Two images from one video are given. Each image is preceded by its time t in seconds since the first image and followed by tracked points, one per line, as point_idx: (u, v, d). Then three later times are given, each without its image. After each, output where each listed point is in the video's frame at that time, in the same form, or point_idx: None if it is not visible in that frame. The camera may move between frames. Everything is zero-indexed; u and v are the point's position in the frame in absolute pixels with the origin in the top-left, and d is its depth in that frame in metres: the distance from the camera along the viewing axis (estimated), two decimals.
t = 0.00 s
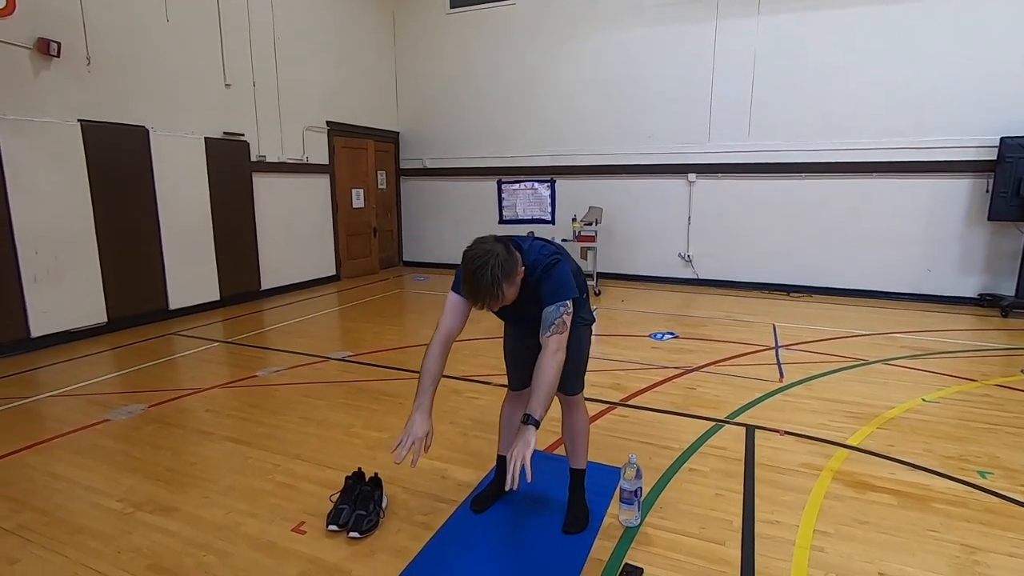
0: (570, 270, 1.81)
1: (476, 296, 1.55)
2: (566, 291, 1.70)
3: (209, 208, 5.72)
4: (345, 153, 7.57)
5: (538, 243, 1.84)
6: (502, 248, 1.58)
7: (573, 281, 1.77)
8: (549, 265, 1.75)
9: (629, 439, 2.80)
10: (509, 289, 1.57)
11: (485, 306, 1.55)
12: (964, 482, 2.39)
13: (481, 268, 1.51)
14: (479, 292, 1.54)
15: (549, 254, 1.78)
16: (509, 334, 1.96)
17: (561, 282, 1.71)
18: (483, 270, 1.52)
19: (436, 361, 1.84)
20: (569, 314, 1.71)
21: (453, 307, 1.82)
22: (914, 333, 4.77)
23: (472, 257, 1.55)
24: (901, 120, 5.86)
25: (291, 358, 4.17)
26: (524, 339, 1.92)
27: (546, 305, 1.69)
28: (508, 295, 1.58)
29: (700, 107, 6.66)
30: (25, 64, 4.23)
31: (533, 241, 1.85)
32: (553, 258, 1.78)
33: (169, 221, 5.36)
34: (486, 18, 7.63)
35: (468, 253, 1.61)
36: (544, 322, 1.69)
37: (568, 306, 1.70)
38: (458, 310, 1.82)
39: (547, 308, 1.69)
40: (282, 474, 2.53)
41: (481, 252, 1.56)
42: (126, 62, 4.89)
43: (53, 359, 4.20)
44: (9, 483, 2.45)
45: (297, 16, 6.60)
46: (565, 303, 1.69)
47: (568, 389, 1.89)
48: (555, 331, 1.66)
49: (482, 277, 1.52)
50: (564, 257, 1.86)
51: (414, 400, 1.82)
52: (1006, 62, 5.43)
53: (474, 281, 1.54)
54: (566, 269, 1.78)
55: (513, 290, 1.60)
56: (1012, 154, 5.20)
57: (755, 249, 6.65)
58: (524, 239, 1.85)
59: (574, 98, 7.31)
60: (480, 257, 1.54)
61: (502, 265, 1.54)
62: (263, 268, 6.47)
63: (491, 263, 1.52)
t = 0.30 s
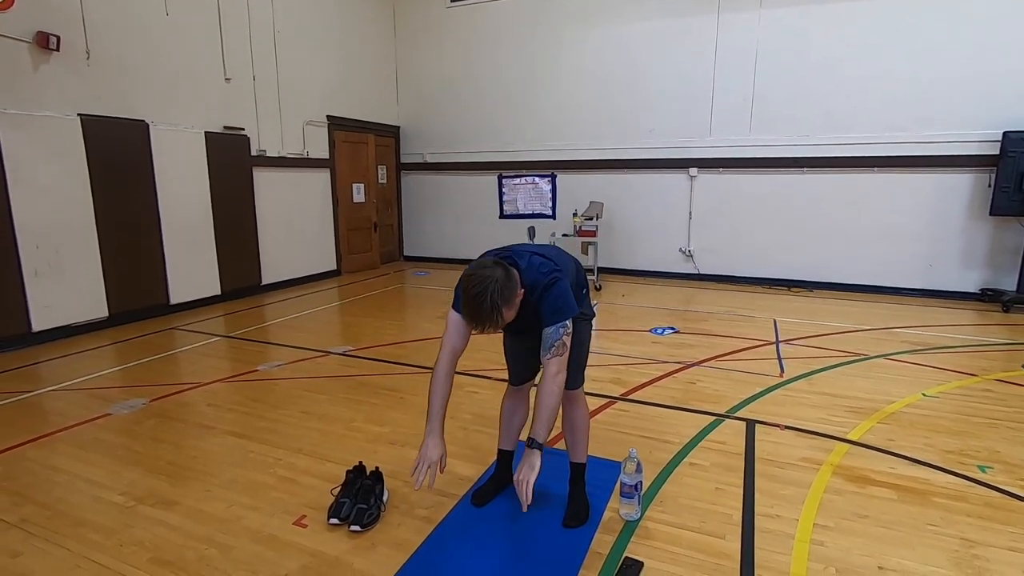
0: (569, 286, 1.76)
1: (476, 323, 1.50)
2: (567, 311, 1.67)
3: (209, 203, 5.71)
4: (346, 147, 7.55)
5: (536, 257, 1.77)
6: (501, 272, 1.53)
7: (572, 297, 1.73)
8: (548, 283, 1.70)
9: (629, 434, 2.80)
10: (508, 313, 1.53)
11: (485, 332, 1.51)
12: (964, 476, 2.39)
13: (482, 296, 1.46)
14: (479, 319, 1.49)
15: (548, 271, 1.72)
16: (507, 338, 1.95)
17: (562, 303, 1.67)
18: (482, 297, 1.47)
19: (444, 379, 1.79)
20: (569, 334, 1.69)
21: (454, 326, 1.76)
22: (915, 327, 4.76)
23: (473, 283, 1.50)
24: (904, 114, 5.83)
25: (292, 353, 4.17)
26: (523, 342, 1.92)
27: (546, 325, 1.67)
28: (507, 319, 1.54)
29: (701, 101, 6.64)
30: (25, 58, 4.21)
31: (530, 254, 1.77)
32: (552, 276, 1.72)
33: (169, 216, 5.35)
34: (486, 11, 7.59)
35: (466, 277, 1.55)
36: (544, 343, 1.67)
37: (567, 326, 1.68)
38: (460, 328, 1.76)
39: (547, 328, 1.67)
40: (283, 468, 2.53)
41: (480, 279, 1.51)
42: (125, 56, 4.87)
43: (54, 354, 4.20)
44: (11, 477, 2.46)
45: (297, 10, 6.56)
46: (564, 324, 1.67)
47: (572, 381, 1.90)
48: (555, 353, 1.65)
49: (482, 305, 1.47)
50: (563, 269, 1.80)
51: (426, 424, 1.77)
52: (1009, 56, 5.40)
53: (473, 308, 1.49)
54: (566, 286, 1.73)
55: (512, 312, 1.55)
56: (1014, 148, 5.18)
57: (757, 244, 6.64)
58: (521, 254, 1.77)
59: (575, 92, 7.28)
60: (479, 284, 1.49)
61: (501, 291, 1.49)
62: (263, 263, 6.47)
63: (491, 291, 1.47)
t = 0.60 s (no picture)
0: (570, 303, 1.70)
1: (478, 346, 1.48)
2: (569, 330, 1.64)
3: (210, 198, 5.71)
4: (346, 143, 7.53)
5: (535, 274, 1.69)
6: (503, 295, 1.49)
7: (574, 315, 1.68)
8: (549, 302, 1.64)
9: (629, 430, 2.80)
10: (511, 334, 1.51)
11: (488, 354, 1.49)
12: (964, 473, 2.40)
13: (483, 321, 1.43)
14: (481, 342, 1.47)
15: (548, 290, 1.65)
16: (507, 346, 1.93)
17: (564, 323, 1.63)
18: (484, 321, 1.44)
19: (452, 395, 1.76)
20: (570, 351, 1.68)
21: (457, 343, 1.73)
22: (917, 324, 4.76)
23: (473, 308, 1.46)
24: (906, 110, 5.81)
25: (293, 349, 4.18)
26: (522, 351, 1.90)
27: (548, 344, 1.65)
28: (510, 341, 1.51)
29: (703, 97, 6.62)
30: (25, 53, 4.21)
31: (529, 271, 1.69)
32: (553, 294, 1.65)
33: (169, 212, 5.35)
34: (487, 6, 7.57)
35: (467, 300, 1.51)
36: (545, 361, 1.66)
37: (569, 344, 1.66)
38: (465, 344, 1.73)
39: (549, 347, 1.64)
40: (285, 463, 2.54)
41: (481, 302, 1.47)
42: (126, 52, 4.86)
43: (56, 349, 4.22)
44: (14, 471, 2.47)
45: (297, 5, 6.54)
46: (566, 343, 1.64)
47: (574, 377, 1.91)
48: (558, 372, 1.65)
49: (484, 329, 1.45)
50: (562, 283, 1.74)
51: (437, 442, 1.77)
52: (1013, 52, 5.37)
53: (475, 331, 1.46)
54: (567, 304, 1.67)
55: (515, 333, 1.53)
56: (1017, 144, 5.16)
57: (758, 240, 6.63)
58: (522, 270, 1.70)
59: (576, 88, 7.26)
60: (481, 308, 1.45)
61: (503, 317, 1.45)
62: (265, 259, 6.47)
63: (493, 315, 1.44)
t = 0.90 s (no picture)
0: (569, 316, 1.66)
1: (479, 366, 1.47)
2: (569, 344, 1.62)
3: (210, 196, 5.70)
4: (346, 139, 7.52)
5: (533, 288, 1.64)
6: (502, 316, 1.46)
7: (574, 328, 1.65)
8: (549, 318, 1.60)
9: (629, 426, 2.80)
10: (511, 351, 1.49)
11: (489, 374, 1.48)
12: (964, 469, 2.40)
13: (483, 342, 1.42)
14: (482, 362, 1.46)
15: (548, 306, 1.61)
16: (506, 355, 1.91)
17: (564, 339, 1.61)
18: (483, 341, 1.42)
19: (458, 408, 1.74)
20: (570, 364, 1.67)
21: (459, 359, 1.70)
22: (917, 320, 4.76)
23: (473, 329, 1.44)
24: (907, 106, 5.79)
25: (293, 346, 4.18)
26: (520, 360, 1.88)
27: (549, 359, 1.64)
28: (510, 360, 1.50)
29: (703, 92, 6.59)
30: (24, 50, 4.19)
31: (526, 286, 1.64)
32: (552, 310, 1.61)
33: (169, 209, 5.35)
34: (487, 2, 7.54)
35: (467, 321, 1.49)
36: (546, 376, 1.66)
37: (569, 358, 1.66)
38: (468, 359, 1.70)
39: (549, 362, 1.64)
40: (285, 460, 2.54)
41: (481, 323, 1.45)
42: (126, 48, 4.85)
43: (56, 347, 4.22)
44: (14, 468, 2.48)
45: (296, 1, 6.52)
46: (566, 358, 1.63)
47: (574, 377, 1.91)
48: (560, 388, 1.67)
49: (484, 350, 1.43)
50: (560, 295, 1.69)
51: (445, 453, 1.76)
52: (1015, 47, 5.35)
53: (475, 352, 1.45)
54: (566, 318, 1.63)
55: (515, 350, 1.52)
56: (1019, 140, 5.14)
57: (758, 236, 6.62)
58: (519, 285, 1.65)
59: (576, 83, 7.24)
60: (479, 329, 1.43)
61: (503, 339, 1.44)
62: (265, 256, 6.47)
63: (493, 337, 1.42)
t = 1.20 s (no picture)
0: (569, 325, 1.66)
1: (480, 378, 1.47)
2: (570, 353, 1.63)
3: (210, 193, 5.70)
4: (346, 137, 7.51)
5: (532, 298, 1.63)
6: (502, 329, 1.46)
7: (574, 336, 1.66)
8: (549, 329, 1.60)
9: (630, 424, 2.80)
10: (511, 363, 1.50)
11: (488, 386, 1.49)
12: (965, 466, 2.40)
13: (483, 356, 1.42)
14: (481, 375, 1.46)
15: (547, 317, 1.60)
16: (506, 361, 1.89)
17: (564, 349, 1.61)
18: (484, 354, 1.43)
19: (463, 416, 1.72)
20: (571, 372, 1.68)
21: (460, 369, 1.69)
22: (917, 318, 4.75)
23: (473, 342, 1.44)
24: (909, 103, 5.78)
25: (293, 343, 4.18)
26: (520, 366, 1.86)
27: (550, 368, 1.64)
28: (511, 372, 1.51)
29: (704, 89, 6.58)
30: (24, 47, 4.19)
31: (525, 296, 1.63)
32: (552, 320, 1.61)
33: (169, 206, 5.34)
34: None
35: (467, 334, 1.49)
36: (548, 385, 1.67)
37: (569, 366, 1.66)
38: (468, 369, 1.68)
39: (551, 371, 1.64)
40: (285, 457, 2.55)
41: (481, 336, 1.45)
42: (126, 45, 4.85)
43: (56, 343, 4.22)
44: (15, 465, 2.48)
45: None
46: (568, 367, 1.64)
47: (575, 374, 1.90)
48: (561, 396, 1.67)
49: (485, 363, 1.44)
50: (559, 304, 1.68)
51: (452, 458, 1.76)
52: (1017, 43, 5.33)
53: (475, 365, 1.45)
54: (566, 328, 1.63)
55: (515, 361, 1.52)
56: (1020, 137, 5.13)
57: (759, 234, 6.61)
58: (519, 295, 1.64)
59: (576, 81, 7.22)
60: (478, 342, 1.43)
61: (503, 352, 1.44)
62: (265, 253, 6.47)
63: (493, 351, 1.42)
